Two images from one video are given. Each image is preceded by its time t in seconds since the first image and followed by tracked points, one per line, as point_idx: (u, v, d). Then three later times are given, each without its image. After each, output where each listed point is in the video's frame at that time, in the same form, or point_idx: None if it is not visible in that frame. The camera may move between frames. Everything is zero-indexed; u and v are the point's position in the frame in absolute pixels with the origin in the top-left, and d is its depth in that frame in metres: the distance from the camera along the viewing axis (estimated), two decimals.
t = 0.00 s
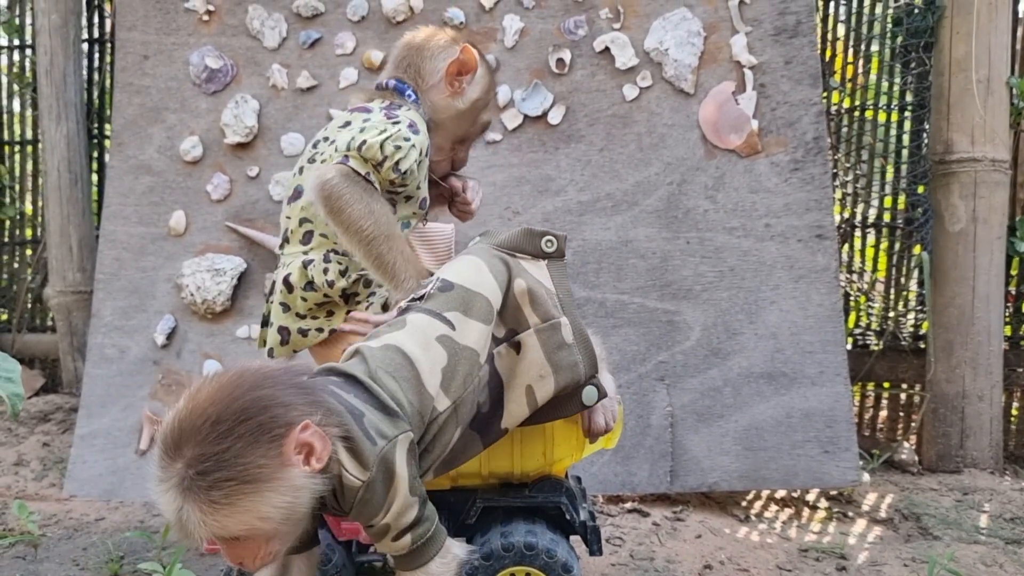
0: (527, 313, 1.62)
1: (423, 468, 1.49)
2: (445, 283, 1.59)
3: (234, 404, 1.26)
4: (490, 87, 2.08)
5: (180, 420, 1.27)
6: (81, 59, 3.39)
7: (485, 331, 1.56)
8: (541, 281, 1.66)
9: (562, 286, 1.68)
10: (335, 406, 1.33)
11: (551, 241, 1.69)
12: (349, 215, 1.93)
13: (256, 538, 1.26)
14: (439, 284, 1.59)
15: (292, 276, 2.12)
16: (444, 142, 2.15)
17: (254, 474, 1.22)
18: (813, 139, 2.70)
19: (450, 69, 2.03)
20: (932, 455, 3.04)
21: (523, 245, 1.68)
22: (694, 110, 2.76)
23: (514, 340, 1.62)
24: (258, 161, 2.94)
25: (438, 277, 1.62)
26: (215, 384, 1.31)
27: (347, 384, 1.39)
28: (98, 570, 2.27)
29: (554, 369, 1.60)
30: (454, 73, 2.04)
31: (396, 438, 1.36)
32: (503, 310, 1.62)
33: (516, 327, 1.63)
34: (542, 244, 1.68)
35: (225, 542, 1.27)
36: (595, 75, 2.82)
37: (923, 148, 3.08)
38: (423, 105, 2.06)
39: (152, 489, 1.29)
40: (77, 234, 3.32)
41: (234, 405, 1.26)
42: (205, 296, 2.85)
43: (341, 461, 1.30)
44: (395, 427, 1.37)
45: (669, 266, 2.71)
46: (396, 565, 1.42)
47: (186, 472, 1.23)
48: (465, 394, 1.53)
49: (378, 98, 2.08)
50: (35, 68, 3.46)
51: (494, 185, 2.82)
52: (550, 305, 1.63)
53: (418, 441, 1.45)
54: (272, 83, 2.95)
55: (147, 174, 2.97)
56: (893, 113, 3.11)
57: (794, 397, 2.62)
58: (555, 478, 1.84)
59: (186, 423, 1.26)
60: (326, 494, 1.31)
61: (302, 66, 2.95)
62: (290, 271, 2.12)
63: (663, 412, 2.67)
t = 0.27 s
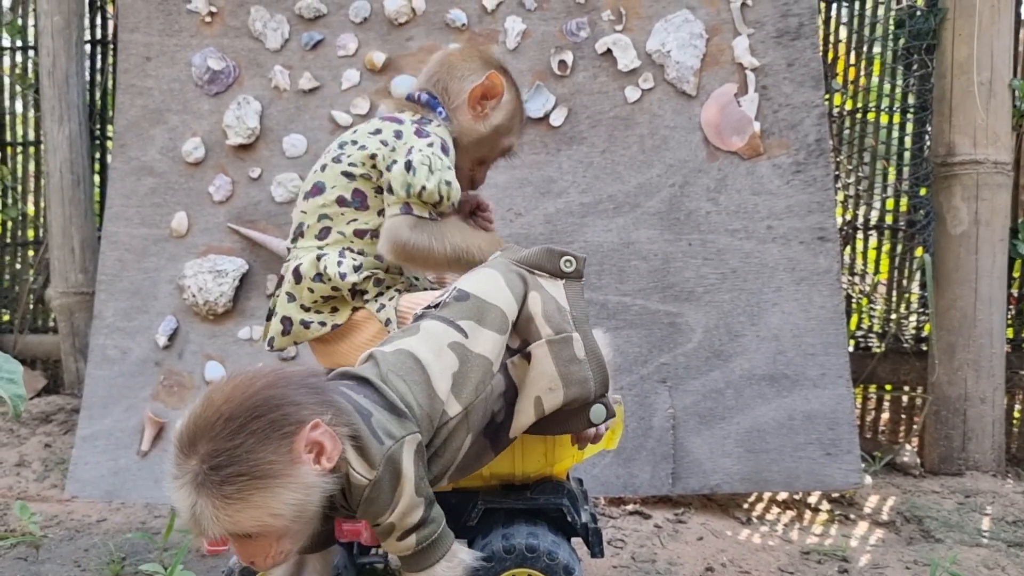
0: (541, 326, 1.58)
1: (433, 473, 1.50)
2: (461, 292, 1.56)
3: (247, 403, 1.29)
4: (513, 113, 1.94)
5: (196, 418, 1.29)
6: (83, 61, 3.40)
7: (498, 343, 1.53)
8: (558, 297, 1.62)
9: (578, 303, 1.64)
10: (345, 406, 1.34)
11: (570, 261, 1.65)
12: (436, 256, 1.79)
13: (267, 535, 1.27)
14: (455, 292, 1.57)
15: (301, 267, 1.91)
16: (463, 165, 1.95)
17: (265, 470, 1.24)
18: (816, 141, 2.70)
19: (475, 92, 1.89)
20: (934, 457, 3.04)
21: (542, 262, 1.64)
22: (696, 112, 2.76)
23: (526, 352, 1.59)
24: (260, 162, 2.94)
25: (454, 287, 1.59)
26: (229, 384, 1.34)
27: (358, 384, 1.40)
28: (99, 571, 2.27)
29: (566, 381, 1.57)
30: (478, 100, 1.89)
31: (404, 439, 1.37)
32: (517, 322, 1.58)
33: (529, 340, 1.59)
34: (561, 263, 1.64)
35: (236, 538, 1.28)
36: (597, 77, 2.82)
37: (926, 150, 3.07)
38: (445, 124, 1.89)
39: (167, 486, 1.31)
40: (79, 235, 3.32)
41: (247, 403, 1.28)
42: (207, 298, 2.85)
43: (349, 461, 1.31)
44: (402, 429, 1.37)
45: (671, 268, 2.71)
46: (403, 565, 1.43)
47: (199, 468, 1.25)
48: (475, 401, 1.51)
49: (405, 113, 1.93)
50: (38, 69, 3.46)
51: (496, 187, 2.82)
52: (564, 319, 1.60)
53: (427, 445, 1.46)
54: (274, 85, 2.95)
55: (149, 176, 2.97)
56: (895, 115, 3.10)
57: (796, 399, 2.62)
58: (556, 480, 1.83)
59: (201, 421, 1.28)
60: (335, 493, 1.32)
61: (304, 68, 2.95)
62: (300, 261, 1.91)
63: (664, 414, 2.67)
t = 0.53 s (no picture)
0: (574, 339, 1.58)
1: (450, 471, 1.51)
2: (496, 297, 1.58)
3: (277, 388, 1.31)
4: (534, 150, 2.01)
5: (225, 400, 1.32)
6: (84, 61, 3.39)
7: (530, 352, 1.54)
8: (593, 312, 1.62)
9: (614, 319, 1.64)
10: (370, 396, 1.37)
11: (603, 276, 1.65)
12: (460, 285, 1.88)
13: (289, 518, 1.31)
14: (491, 297, 1.59)
15: (319, 255, 1.90)
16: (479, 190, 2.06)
17: (292, 457, 1.27)
18: (817, 143, 2.69)
19: (498, 127, 1.98)
20: (935, 459, 3.03)
21: (577, 276, 1.64)
22: (697, 114, 2.76)
23: (563, 369, 1.57)
24: (261, 163, 2.94)
25: (490, 291, 1.62)
26: (258, 368, 1.36)
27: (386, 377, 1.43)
28: (98, 572, 2.27)
29: (603, 398, 1.58)
30: (495, 134, 1.99)
31: (424, 436, 1.39)
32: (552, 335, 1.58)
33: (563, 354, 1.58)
34: (595, 278, 1.65)
35: (258, 519, 1.31)
36: (598, 78, 2.82)
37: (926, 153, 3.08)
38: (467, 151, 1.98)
39: (194, 465, 1.34)
40: (79, 236, 3.32)
41: (276, 389, 1.31)
42: (207, 299, 2.85)
43: (368, 450, 1.33)
44: (423, 425, 1.40)
45: (672, 269, 2.71)
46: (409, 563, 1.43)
47: (227, 450, 1.28)
48: (501, 407, 1.52)
49: (438, 131, 2.02)
50: (38, 70, 3.46)
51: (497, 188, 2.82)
52: (601, 337, 1.60)
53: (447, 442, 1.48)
54: (275, 86, 2.95)
55: (149, 176, 2.97)
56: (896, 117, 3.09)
57: (797, 401, 2.62)
58: (557, 481, 1.83)
59: (230, 403, 1.31)
60: (353, 482, 1.35)
61: (304, 68, 2.95)
62: (317, 252, 1.90)
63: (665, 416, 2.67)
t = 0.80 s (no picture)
0: (563, 347, 1.62)
1: (445, 477, 1.53)
2: (487, 306, 1.61)
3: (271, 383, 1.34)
4: (539, 154, 2.02)
5: (219, 396, 1.34)
6: (85, 62, 3.40)
7: (521, 359, 1.57)
8: (582, 321, 1.66)
9: (601, 328, 1.67)
10: (362, 395, 1.40)
11: (592, 282, 1.68)
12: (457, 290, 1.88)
13: (281, 515, 1.32)
14: (481, 306, 1.61)
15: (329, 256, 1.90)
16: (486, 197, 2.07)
17: (287, 451, 1.30)
18: (817, 144, 2.69)
19: (501, 131, 2.00)
20: (936, 460, 3.03)
21: (566, 282, 1.67)
22: (698, 115, 2.76)
23: (553, 377, 1.61)
24: (261, 164, 2.94)
25: (479, 300, 1.64)
26: (251, 366, 1.38)
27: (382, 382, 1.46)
28: (99, 573, 2.27)
29: (592, 407, 1.62)
30: (501, 138, 2.00)
31: (420, 436, 1.41)
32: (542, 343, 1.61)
33: (553, 363, 1.62)
34: (584, 284, 1.67)
35: (250, 518, 1.32)
36: (599, 79, 2.82)
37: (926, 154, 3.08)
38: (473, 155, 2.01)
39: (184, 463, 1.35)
40: (80, 237, 3.32)
41: (271, 384, 1.34)
42: (208, 300, 2.85)
43: (365, 450, 1.37)
44: (419, 426, 1.42)
45: (673, 271, 2.71)
46: (409, 566, 1.45)
47: (221, 445, 1.29)
48: (495, 413, 1.53)
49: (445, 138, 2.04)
50: (39, 71, 3.46)
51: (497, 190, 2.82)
52: (591, 346, 1.64)
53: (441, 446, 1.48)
54: (276, 87, 2.95)
55: (150, 177, 2.97)
56: (897, 118, 3.09)
57: (798, 402, 2.62)
58: (556, 482, 1.83)
59: (224, 400, 1.33)
60: (348, 481, 1.37)
61: (305, 70, 2.95)
62: (328, 251, 1.91)
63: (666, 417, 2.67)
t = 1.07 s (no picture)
0: (560, 346, 1.63)
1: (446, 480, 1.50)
2: (483, 307, 1.59)
3: (271, 392, 1.31)
4: (587, 204, 1.96)
5: (219, 405, 1.32)
6: (87, 65, 3.40)
7: (519, 359, 1.57)
8: (577, 320, 1.66)
9: (595, 327, 1.68)
10: (365, 399, 1.37)
11: (586, 280, 1.69)
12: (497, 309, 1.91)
13: (286, 523, 1.31)
14: (477, 308, 1.60)
15: (386, 245, 1.86)
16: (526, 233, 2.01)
17: (288, 462, 1.27)
18: (819, 146, 2.70)
19: (554, 176, 1.95)
20: (939, 461, 3.04)
21: (560, 280, 1.67)
22: (700, 117, 2.76)
23: (551, 376, 1.61)
24: (264, 167, 2.94)
25: (473, 302, 1.62)
26: (252, 372, 1.36)
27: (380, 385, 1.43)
28: None
29: (589, 405, 1.63)
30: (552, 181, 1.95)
31: (423, 440, 1.39)
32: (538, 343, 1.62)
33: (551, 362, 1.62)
34: (578, 283, 1.68)
35: (255, 526, 1.31)
36: (601, 81, 2.82)
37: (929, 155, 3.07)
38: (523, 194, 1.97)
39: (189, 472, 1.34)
40: (83, 239, 3.33)
41: (271, 393, 1.31)
42: (211, 303, 2.85)
43: (368, 455, 1.34)
44: (423, 429, 1.40)
45: (675, 273, 2.71)
46: (411, 570, 1.44)
47: (222, 456, 1.28)
48: (495, 414, 1.53)
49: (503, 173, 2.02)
50: (42, 74, 3.47)
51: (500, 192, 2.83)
52: (587, 344, 1.65)
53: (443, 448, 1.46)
54: (278, 90, 2.95)
55: (153, 180, 2.97)
56: (898, 119, 3.09)
57: (801, 404, 2.62)
58: (561, 485, 1.83)
59: (223, 410, 1.31)
60: (352, 487, 1.35)
61: (307, 72, 2.95)
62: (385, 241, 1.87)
63: (668, 418, 2.67)
